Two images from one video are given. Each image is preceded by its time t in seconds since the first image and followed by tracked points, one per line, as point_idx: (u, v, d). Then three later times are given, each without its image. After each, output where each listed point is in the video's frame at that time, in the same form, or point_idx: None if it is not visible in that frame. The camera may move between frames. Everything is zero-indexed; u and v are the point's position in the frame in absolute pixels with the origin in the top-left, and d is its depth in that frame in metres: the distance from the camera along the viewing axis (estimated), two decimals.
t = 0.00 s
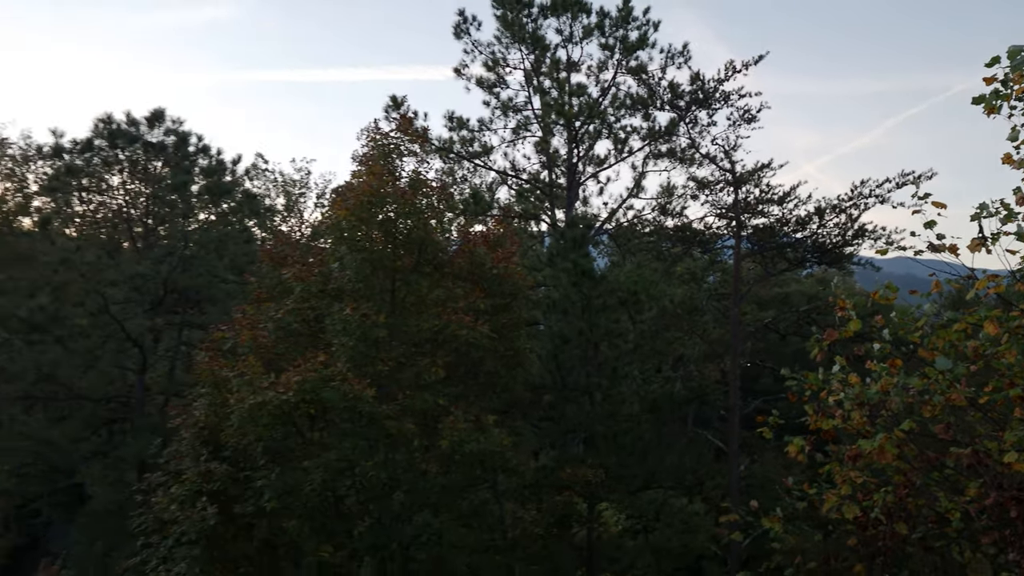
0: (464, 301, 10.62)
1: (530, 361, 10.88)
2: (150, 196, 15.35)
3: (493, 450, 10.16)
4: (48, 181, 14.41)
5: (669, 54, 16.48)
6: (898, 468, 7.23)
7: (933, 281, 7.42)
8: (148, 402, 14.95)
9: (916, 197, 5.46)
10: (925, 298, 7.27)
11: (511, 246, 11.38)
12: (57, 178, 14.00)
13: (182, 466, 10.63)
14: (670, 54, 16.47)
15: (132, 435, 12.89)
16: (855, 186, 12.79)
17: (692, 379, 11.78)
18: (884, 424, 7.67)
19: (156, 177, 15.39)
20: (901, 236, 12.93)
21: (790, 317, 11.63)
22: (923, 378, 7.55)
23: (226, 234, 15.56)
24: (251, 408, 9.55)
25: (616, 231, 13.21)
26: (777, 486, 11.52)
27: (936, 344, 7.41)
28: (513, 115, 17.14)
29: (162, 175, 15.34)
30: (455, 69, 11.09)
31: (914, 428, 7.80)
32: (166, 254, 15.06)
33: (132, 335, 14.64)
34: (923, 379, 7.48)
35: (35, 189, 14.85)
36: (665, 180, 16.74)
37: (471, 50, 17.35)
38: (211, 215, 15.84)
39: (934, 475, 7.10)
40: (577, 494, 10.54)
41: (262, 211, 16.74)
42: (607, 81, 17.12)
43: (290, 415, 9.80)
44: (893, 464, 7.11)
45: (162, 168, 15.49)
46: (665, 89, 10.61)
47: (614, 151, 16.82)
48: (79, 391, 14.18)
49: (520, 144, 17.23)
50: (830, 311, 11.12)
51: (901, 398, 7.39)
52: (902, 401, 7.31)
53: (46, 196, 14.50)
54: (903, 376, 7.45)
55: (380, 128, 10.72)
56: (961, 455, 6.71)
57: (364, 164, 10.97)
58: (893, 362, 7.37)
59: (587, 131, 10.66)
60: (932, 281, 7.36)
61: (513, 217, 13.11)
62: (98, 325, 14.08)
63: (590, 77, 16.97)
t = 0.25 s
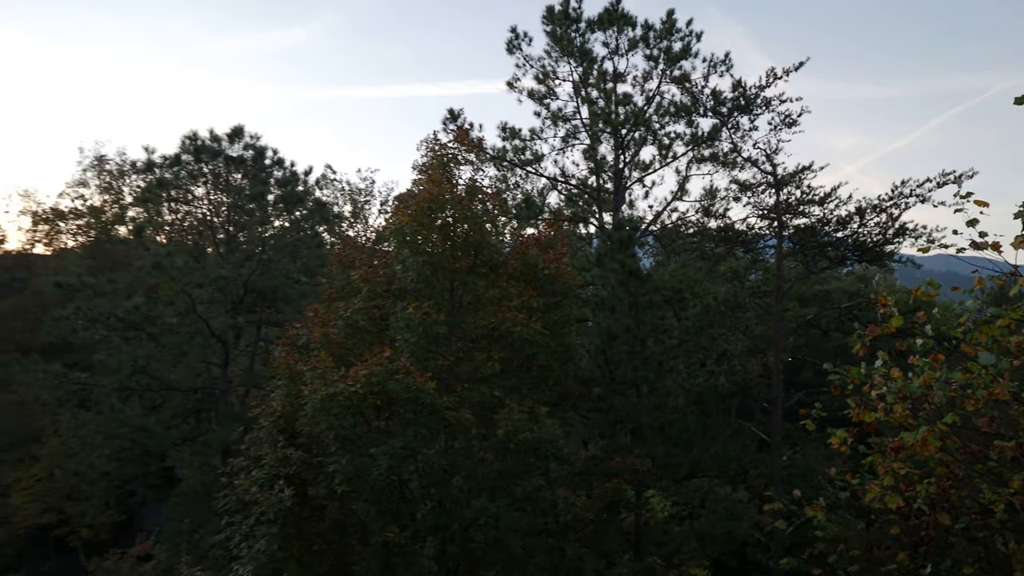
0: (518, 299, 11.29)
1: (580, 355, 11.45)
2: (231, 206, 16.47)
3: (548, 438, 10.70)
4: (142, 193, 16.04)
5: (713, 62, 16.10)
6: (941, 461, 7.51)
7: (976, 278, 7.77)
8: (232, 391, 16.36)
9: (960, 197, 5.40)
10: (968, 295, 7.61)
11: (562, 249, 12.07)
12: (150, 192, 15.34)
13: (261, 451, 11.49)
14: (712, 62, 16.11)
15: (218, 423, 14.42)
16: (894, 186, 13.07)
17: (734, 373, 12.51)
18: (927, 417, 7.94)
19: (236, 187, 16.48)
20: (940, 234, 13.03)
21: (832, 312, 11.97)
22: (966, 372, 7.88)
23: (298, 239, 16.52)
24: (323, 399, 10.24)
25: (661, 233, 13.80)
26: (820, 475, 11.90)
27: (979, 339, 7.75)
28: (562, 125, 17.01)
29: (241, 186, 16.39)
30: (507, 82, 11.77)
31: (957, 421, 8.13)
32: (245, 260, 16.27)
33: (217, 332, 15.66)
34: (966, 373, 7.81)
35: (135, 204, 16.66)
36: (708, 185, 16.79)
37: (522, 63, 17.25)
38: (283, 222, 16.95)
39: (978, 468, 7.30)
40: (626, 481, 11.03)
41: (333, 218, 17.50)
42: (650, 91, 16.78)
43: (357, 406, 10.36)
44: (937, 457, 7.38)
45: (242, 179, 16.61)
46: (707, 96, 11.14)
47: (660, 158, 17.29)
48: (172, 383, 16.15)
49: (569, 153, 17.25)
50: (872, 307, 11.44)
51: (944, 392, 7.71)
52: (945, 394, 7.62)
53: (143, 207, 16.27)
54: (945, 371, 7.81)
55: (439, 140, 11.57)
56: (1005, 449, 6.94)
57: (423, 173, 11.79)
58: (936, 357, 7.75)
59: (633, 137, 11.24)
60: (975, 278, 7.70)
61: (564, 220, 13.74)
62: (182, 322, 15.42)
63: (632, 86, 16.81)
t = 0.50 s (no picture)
0: (567, 299, 12.00)
1: (627, 352, 11.97)
2: (303, 215, 17.85)
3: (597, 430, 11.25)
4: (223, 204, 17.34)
5: (753, 71, 17.30)
6: (986, 457, 7.58)
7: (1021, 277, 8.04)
8: (304, 384, 17.72)
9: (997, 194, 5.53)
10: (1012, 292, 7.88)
11: (609, 250, 12.70)
12: (230, 203, 16.95)
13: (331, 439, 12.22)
14: (752, 70, 17.34)
15: (294, 413, 15.98)
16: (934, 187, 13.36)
17: (776, 369, 13.03)
18: (971, 413, 8.10)
19: (308, 199, 17.77)
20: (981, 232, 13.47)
21: (873, 310, 12.27)
22: (1010, 369, 8.10)
23: (365, 245, 17.91)
24: (388, 391, 10.94)
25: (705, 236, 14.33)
26: (862, 468, 12.25)
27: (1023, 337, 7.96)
28: (609, 133, 18.36)
29: (313, 198, 17.70)
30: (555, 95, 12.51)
31: (1000, 417, 8.35)
32: (315, 263, 17.59)
33: (290, 330, 16.97)
34: (1009, 370, 8.03)
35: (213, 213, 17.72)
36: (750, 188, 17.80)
37: (570, 77, 18.62)
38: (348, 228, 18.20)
39: None
40: (671, 471, 11.66)
41: (395, 224, 18.56)
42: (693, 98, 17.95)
43: (419, 398, 11.10)
44: (983, 452, 7.40)
45: (313, 191, 17.80)
46: (748, 103, 11.60)
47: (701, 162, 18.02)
48: (251, 376, 17.43)
49: (616, 158, 18.56)
50: (914, 305, 11.69)
51: (990, 387, 7.84)
52: (990, 390, 7.77)
53: (223, 216, 17.42)
54: (988, 367, 8.04)
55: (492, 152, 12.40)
56: None
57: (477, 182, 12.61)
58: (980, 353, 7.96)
59: (676, 144, 11.77)
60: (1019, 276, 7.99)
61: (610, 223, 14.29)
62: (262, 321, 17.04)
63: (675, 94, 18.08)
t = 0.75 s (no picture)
0: (609, 298, 12.61)
1: (665, 349, 12.65)
2: (360, 222, 18.66)
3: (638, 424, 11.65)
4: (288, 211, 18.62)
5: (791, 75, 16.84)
6: None
7: None
8: (361, 377, 18.79)
9: None
10: None
11: (649, 252, 13.27)
12: (294, 211, 18.09)
13: (387, 430, 12.73)
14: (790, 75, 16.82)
15: (352, 404, 17.14)
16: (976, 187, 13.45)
17: (815, 366, 13.22)
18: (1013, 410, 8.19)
19: (364, 206, 18.66)
20: None
21: (913, 309, 12.39)
22: None
23: (417, 248, 18.66)
24: (439, 385, 11.57)
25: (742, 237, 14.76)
26: (901, 464, 12.40)
27: None
28: (648, 140, 18.30)
29: (369, 204, 18.54)
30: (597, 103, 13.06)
31: None
32: (372, 264, 18.67)
33: (349, 328, 18.31)
34: None
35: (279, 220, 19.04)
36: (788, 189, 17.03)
37: (610, 86, 18.54)
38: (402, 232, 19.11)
39: None
40: (710, 464, 11.94)
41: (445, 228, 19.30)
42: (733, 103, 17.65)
43: (467, 392, 11.73)
44: None
45: (369, 198, 18.74)
46: (786, 107, 11.92)
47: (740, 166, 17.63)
48: (313, 369, 18.60)
49: (655, 163, 18.35)
50: (955, 304, 11.79)
51: None
52: None
53: (287, 222, 18.68)
54: None
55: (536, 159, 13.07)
56: None
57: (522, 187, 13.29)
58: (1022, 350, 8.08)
59: (714, 148, 12.17)
60: None
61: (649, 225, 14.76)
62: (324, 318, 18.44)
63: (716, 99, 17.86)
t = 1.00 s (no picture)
0: (655, 296, 12.82)
1: (711, 347, 12.77)
2: (414, 225, 19.67)
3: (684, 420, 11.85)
4: (347, 214, 19.77)
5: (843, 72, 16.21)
6: None
7: None
8: (415, 372, 19.64)
9: None
10: None
11: (695, 251, 13.42)
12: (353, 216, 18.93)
13: (440, 423, 13.33)
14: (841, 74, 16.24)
15: (407, 398, 17.98)
16: None
17: (864, 364, 13.13)
18: None
19: (418, 209, 19.42)
20: None
21: (966, 307, 12.27)
22: None
23: (468, 249, 19.29)
24: (490, 380, 12.08)
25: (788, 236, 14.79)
26: (954, 464, 12.26)
27: None
28: (692, 142, 17.82)
29: (422, 208, 19.30)
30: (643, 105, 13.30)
31: None
32: (426, 265, 19.32)
33: (404, 325, 18.80)
34: None
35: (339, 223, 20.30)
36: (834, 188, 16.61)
37: (657, 88, 18.18)
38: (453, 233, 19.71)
39: None
40: (757, 461, 12.04)
41: (494, 229, 20.07)
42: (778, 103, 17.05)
43: (517, 388, 12.12)
44: None
45: (421, 202, 19.46)
46: (833, 106, 11.93)
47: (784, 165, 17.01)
48: (370, 365, 19.37)
49: (699, 165, 17.81)
50: (1011, 303, 11.61)
51: None
52: None
53: (346, 226, 19.69)
54: None
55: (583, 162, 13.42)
56: None
57: (569, 189, 13.67)
58: None
59: (760, 148, 12.28)
60: None
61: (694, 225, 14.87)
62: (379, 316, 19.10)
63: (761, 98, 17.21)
